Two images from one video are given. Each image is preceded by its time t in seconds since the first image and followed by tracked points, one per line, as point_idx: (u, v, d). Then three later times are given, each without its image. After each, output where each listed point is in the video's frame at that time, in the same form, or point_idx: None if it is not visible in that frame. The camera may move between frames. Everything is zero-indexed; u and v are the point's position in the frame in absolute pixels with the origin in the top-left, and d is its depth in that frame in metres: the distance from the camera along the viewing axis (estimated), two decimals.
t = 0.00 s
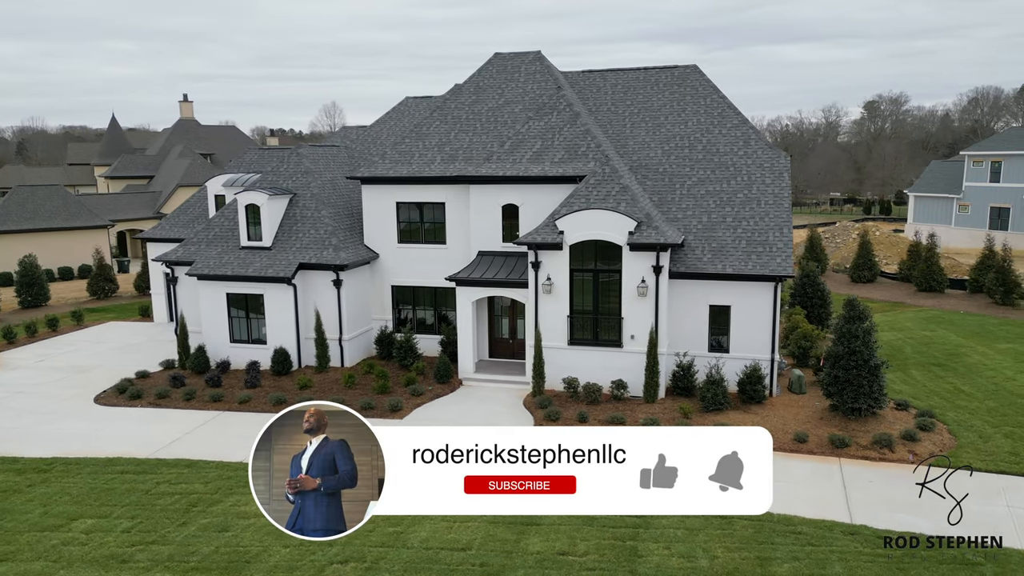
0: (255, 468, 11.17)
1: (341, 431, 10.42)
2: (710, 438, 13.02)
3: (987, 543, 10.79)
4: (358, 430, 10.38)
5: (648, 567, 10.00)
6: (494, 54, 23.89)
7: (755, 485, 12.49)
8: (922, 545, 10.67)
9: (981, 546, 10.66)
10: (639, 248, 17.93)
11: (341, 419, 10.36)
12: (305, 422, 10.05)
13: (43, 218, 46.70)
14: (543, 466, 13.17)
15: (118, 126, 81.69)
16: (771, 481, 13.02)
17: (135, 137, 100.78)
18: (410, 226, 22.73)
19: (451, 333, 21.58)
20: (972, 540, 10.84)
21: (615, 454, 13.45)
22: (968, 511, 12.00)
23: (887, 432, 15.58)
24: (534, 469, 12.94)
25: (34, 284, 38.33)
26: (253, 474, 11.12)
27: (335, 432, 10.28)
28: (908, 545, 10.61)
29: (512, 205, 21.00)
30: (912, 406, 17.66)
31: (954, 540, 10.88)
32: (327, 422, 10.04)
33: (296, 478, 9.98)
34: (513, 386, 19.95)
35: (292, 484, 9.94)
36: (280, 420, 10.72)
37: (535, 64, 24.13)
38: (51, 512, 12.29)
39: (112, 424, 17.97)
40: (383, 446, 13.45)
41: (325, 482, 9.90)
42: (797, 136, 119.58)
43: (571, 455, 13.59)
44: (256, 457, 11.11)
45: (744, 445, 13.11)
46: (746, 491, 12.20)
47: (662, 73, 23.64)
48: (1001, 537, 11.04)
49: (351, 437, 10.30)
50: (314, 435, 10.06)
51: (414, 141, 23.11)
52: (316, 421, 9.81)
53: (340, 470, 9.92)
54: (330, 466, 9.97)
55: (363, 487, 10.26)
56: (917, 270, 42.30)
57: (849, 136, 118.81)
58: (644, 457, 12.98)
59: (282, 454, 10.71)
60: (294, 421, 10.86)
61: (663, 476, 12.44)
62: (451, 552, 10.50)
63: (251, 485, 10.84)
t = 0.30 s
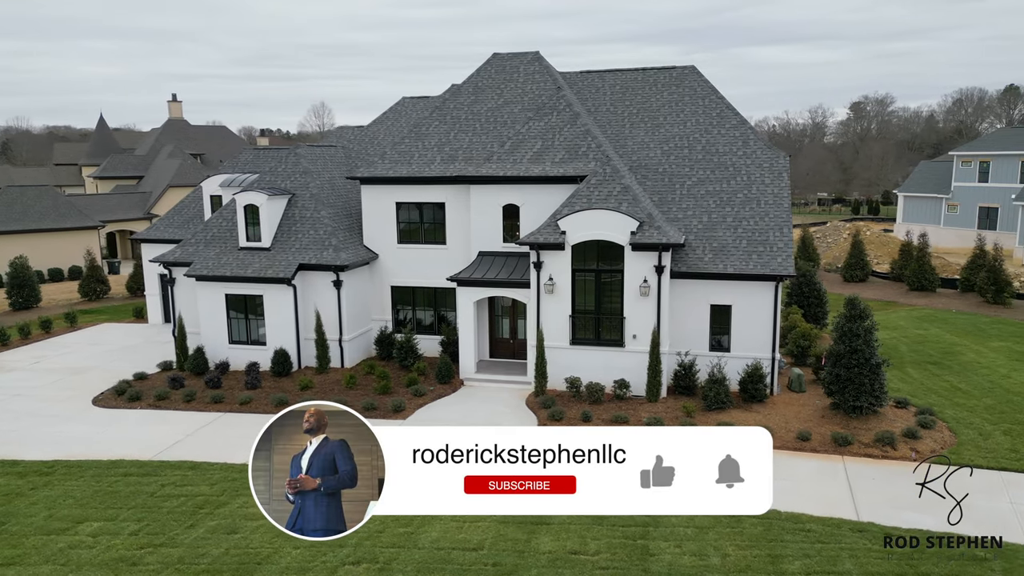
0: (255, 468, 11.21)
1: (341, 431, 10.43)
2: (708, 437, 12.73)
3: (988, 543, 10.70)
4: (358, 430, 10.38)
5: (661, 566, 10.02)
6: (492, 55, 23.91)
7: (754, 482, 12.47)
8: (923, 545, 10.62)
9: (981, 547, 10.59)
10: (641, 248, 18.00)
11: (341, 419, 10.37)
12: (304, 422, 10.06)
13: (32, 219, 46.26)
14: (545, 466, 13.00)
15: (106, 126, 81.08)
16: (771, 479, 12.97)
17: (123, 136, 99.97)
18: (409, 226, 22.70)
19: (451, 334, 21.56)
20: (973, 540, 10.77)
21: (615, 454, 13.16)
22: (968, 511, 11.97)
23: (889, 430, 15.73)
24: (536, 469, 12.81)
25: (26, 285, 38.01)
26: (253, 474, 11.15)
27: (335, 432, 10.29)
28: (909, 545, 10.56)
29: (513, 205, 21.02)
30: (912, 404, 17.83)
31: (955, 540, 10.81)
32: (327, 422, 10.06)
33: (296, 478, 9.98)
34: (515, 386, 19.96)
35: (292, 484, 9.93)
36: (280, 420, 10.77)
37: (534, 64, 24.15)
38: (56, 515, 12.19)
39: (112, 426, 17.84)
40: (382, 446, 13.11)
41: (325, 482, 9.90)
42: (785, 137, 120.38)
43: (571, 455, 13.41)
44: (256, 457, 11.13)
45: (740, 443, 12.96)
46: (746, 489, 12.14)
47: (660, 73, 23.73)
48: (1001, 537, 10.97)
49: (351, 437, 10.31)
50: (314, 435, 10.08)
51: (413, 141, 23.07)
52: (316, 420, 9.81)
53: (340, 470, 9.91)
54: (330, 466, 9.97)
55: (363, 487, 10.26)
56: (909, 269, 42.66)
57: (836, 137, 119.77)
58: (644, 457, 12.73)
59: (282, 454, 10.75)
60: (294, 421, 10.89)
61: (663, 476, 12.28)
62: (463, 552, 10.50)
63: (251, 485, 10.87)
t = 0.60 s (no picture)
0: (254, 468, 11.13)
1: (341, 431, 10.48)
2: (709, 433, 11.92)
3: (987, 543, 10.66)
4: (358, 430, 10.43)
5: (673, 564, 10.04)
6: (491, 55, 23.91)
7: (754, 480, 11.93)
8: (922, 544, 10.61)
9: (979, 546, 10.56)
10: (644, 248, 18.07)
11: (341, 419, 10.46)
12: (305, 422, 10.19)
13: (21, 219, 45.83)
14: (545, 467, 12.08)
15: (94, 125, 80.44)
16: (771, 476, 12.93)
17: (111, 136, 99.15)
18: (409, 226, 22.67)
19: (452, 334, 21.54)
20: (971, 540, 10.74)
21: (614, 454, 12.21)
22: (967, 511, 12.00)
23: (890, 428, 15.88)
24: (536, 469, 11.93)
25: (17, 286, 37.58)
26: (253, 474, 11.07)
27: (335, 432, 10.35)
28: (909, 545, 10.57)
29: (514, 205, 21.04)
30: (912, 402, 17.99)
31: (954, 540, 10.78)
32: (327, 422, 10.20)
33: (296, 478, 10.07)
34: (516, 386, 19.98)
35: (292, 484, 10.02)
36: (280, 420, 10.80)
37: (532, 65, 24.17)
38: (61, 518, 12.09)
39: (112, 428, 17.71)
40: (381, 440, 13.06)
41: (325, 482, 10.00)
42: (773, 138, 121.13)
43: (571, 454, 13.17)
44: (256, 457, 11.07)
45: (741, 441, 11.95)
46: (745, 489, 11.68)
47: (658, 74, 23.81)
48: (999, 536, 10.86)
49: (351, 437, 10.37)
50: (314, 435, 10.20)
51: (413, 141, 23.04)
52: (316, 420, 9.96)
53: (340, 470, 10.00)
54: (330, 466, 10.07)
55: (363, 487, 10.27)
56: (901, 269, 43.00)
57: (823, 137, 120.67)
58: (644, 457, 11.94)
59: (282, 454, 10.79)
60: (294, 421, 10.92)
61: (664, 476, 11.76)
62: (476, 552, 10.51)
63: (251, 485, 10.81)
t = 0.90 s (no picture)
0: (254, 468, 11.39)
1: (341, 431, 10.71)
2: (709, 436, 13.09)
3: (988, 543, 10.62)
4: (358, 430, 10.68)
5: (687, 562, 10.08)
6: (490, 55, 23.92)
7: (755, 482, 12.56)
8: (922, 545, 10.59)
9: (981, 548, 10.50)
10: (646, 248, 18.15)
11: (341, 419, 10.73)
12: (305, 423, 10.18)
13: (10, 220, 45.32)
14: (545, 466, 13.07)
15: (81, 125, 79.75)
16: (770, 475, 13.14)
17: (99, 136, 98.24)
18: (409, 226, 22.64)
19: (453, 334, 21.54)
20: (972, 540, 10.71)
21: (615, 454, 13.28)
22: (966, 513, 11.94)
23: (892, 426, 16.04)
24: (536, 469, 12.88)
25: (7, 288, 37.22)
26: (253, 474, 11.35)
27: (335, 432, 10.58)
28: (909, 545, 10.54)
29: (515, 205, 21.08)
30: (911, 400, 18.16)
31: (954, 540, 10.75)
32: (327, 422, 10.20)
33: (296, 478, 10.06)
34: (517, 386, 19.99)
35: (292, 484, 10.01)
36: (280, 420, 11.03)
37: (531, 65, 24.20)
38: (67, 522, 11.99)
39: (112, 430, 17.59)
40: (383, 446, 13.37)
41: (325, 482, 9.99)
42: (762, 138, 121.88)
43: (571, 455, 13.50)
44: (256, 457, 11.34)
45: (741, 445, 13.31)
46: (745, 489, 12.18)
47: (657, 74, 23.90)
48: (1001, 537, 10.79)
49: (351, 437, 10.58)
50: (314, 435, 10.18)
51: (413, 141, 23.00)
52: (316, 420, 9.95)
53: (340, 470, 10.00)
54: (330, 466, 10.06)
55: (363, 487, 10.43)
56: (893, 268, 43.33)
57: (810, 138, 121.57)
58: (644, 457, 12.77)
59: (282, 454, 10.96)
60: (294, 421, 11.17)
61: (663, 476, 12.35)
62: (488, 552, 10.52)
63: (251, 484, 11.06)
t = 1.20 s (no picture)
0: (254, 468, 11.45)
1: (341, 431, 10.87)
2: (708, 436, 12.77)
3: (987, 543, 10.58)
4: (358, 430, 10.83)
5: (700, 560, 10.14)
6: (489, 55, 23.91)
7: (754, 482, 12.45)
8: (922, 545, 10.57)
9: (981, 547, 10.47)
10: (649, 248, 18.22)
11: (341, 419, 10.95)
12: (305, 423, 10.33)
13: None
14: (545, 466, 12.83)
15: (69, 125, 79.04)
16: (771, 474, 13.10)
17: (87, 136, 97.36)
18: (410, 226, 22.61)
19: (455, 334, 21.53)
20: (971, 540, 10.67)
21: (614, 454, 13.08)
22: (967, 511, 12.01)
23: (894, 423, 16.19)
24: (536, 469, 12.68)
25: None
26: (253, 474, 11.39)
27: (335, 432, 10.76)
28: (908, 545, 10.52)
29: (516, 205, 21.12)
30: (911, 398, 18.32)
31: (954, 540, 10.72)
32: (326, 423, 10.35)
33: (296, 478, 10.15)
34: (520, 385, 20.01)
35: (292, 484, 10.10)
36: (281, 420, 11.19)
37: (530, 65, 24.21)
38: (74, 524, 11.90)
39: (112, 432, 17.48)
40: (382, 446, 13.19)
41: (325, 482, 10.08)
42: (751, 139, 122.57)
43: (571, 455, 13.24)
44: (256, 457, 11.43)
45: (741, 444, 13.05)
46: (746, 489, 12.08)
47: (655, 75, 23.98)
48: (1001, 537, 10.74)
49: (351, 437, 10.72)
50: (314, 435, 10.32)
51: (413, 141, 22.98)
52: (316, 420, 10.11)
53: (340, 470, 10.08)
54: (330, 466, 10.14)
55: (363, 487, 10.52)
56: (886, 267, 43.66)
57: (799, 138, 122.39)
58: (644, 457, 12.65)
59: (282, 454, 11.09)
60: (294, 421, 11.31)
61: (663, 476, 12.24)
62: (501, 551, 10.53)
63: (251, 484, 11.13)
